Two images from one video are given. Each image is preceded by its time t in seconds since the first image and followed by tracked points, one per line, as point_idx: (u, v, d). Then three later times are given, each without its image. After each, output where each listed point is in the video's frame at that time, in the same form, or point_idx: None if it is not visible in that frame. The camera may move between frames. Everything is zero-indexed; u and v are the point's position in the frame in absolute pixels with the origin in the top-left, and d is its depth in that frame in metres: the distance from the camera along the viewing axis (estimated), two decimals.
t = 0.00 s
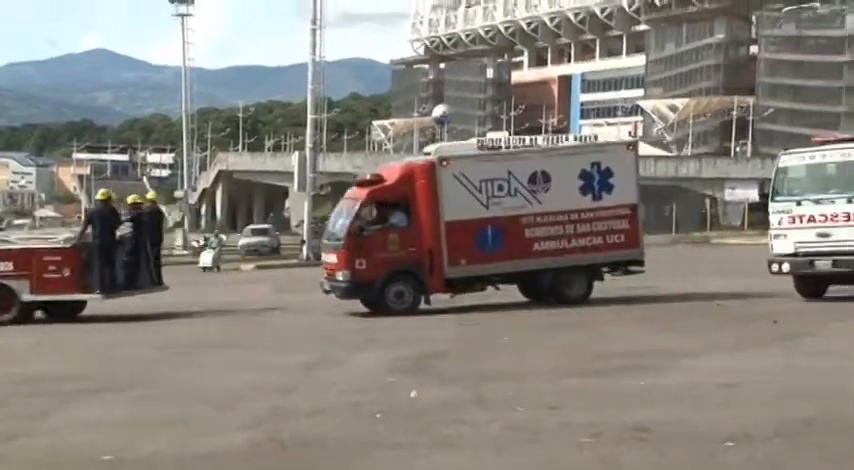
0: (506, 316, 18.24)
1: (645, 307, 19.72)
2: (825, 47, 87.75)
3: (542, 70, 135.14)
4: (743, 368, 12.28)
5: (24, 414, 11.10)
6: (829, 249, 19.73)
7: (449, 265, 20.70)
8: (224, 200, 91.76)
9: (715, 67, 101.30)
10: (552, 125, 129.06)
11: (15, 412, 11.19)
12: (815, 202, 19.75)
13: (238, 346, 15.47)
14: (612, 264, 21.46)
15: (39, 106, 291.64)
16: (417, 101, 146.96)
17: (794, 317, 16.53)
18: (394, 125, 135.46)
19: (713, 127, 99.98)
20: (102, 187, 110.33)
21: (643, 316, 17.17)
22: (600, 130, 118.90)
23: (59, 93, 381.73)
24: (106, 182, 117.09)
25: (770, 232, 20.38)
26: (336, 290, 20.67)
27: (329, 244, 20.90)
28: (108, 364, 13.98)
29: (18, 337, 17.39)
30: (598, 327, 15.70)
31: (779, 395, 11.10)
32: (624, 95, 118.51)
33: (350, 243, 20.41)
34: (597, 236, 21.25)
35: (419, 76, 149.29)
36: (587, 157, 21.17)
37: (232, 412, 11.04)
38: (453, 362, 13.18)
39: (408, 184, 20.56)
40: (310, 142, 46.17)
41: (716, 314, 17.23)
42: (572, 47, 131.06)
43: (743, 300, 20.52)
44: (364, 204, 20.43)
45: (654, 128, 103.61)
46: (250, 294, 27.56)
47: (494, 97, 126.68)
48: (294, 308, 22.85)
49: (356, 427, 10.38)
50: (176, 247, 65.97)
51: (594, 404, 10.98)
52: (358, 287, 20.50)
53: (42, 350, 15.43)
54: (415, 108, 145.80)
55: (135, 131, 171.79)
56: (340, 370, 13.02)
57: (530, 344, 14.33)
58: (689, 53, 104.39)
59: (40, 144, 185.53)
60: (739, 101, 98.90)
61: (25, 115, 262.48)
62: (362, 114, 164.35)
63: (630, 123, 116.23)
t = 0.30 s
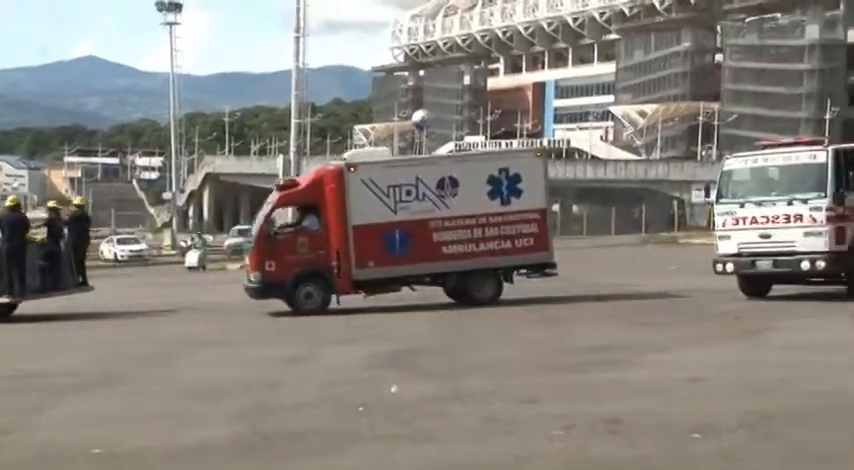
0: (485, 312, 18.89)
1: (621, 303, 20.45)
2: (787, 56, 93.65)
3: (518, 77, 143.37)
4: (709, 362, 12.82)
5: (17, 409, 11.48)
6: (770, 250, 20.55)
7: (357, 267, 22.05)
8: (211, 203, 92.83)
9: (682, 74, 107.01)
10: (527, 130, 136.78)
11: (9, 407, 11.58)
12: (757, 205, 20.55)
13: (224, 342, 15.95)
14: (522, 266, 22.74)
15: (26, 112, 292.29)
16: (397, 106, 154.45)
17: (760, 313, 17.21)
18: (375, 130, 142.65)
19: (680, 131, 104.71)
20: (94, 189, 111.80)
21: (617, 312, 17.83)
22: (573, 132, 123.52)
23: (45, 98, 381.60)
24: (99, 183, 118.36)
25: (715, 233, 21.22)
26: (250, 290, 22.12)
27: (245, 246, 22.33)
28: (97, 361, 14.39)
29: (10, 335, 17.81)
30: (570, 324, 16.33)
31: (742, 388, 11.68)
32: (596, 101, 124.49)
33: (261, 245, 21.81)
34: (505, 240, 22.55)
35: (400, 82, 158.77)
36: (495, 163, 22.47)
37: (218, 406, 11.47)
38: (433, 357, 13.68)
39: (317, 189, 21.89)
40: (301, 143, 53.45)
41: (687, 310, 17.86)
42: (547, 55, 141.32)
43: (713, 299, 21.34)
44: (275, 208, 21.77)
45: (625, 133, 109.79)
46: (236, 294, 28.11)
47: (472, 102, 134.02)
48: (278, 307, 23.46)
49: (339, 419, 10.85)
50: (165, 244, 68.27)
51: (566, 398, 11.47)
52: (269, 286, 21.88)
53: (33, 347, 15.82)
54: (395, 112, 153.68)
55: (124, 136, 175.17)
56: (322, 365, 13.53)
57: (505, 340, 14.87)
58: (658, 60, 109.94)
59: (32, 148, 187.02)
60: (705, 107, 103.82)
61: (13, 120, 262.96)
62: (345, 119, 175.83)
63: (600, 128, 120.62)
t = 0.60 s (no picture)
0: (462, 311, 19.28)
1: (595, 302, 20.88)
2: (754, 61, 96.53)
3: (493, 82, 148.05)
4: (680, 359, 13.19)
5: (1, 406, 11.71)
6: (711, 251, 20.66)
7: (264, 269, 22.58)
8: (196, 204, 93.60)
9: (652, 79, 110.06)
10: (502, 132, 138.78)
11: None
12: (699, 206, 20.64)
13: (208, 339, 16.24)
14: (431, 272, 23.02)
15: (7, 116, 289.81)
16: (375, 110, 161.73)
17: (728, 311, 17.64)
18: (354, 133, 149.02)
19: (652, 133, 107.64)
20: (79, 190, 112.08)
21: (590, 310, 18.25)
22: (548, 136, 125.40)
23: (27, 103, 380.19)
24: (84, 185, 118.42)
25: (659, 233, 21.49)
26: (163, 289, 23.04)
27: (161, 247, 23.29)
28: (82, 359, 14.61)
29: None
30: (546, 321, 16.73)
31: (709, 384, 12.03)
32: (570, 105, 126.44)
33: (172, 246, 22.69)
34: (413, 246, 22.86)
35: (378, 86, 166.04)
36: (404, 170, 22.78)
37: (198, 403, 11.73)
38: (411, 354, 13.99)
39: (227, 193, 22.58)
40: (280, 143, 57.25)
41: (661, 308, 18.22)
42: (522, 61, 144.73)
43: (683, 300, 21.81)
44: (186, 211, 22.63)
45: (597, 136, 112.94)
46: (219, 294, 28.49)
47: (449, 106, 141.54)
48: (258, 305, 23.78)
49: (319, 415, 11.10)
50: (149, 245, 69.28)
51: (542, 394, 11.78)
52: (179, 286, 22.74)
53: (16, 345, 16.03)
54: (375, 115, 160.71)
55: (109, 138, 176.15)
56: (302, 362, 13.82)
57: (481, 337, 15.21)
58: (630, 65, 112.60)
59: (17, 150, 186.75)
60: (675, 111, 106.38)
61: None
62: (324, 123, 182.26)
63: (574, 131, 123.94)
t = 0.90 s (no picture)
0: (438, 309, 19.67)
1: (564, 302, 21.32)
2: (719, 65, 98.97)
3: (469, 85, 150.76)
4: (650, 356, 13.56)
5: None
6: (646, 252, 21.07)
7: (172, 272, 23.58)
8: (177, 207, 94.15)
9: (623, 84, 111.94)
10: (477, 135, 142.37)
11: None
12: (634, 208, 21.06)
13: (191, 338, 16.47)
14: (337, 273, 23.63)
15: None
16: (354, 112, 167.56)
17: (697, 309, 18.09)
18: (332, 135, 153.92)
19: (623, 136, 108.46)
20: (61, 192, 111.88)
21: (565, 308, 18.67)
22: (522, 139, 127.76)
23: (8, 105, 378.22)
24: (65, 187, 118.09)
25: (597, 235, 21.90)
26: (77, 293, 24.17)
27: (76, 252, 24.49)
28: (64, 359, 14.77)
29: None
30: (519, 320, 17.07)
31: (680, 379, 12.38)
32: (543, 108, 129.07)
33: (83, 251, 23.86)
34: (318, 247, 23.49)
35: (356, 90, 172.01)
36: (308, 173, 23.45)
37: (180, 400, 11.95)
38: (387, 353, 14.28)
39: (133, 200, 23.72)
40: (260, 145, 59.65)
41: (632, 307, 18.63)
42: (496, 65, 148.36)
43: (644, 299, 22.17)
44: (95, 218, 23.83)
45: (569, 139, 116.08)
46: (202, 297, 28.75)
47: (425, 109, 147.19)
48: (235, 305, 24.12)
49: (297, 412, 11.38)
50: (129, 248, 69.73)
51: (515, 390, 12.11)
52: (91, 289, 23.85)
53: None
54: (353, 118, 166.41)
55: (90, 140, 176.73)
56: (283, 360, 14.08)
57: (456, 335, 15.55)
58: (602, 69, 115.00)
59: None
60: (645, 114, 108.52)
61: None
62: (303, 126, 190.51)
63: (546, 133, 125.97)
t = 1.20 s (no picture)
0: (413, 307, 20.27)
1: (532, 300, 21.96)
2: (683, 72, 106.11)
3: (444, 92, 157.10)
4: (617, 352, 14.14)
5: None
6: (573, 253, 21.67)
7: (88, 275, 24.64)
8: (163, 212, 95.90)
9: (592, 90, 118.86)
10: (452, 139, 149.49)
11: None
12: (564, 210, 21.69)
13: (172, 336, 16.86)
14: (244, 274, 24.59)
15: None
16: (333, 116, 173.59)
17: (663, 307, 18.77)
18: (312, 140, 158.82)
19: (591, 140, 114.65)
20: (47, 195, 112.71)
21: (537, 305, 19.32)
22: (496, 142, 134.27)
23: None
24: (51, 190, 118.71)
25: (530, 237, 22.53)
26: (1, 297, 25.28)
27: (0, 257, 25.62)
28: (50, 356, 15.15)
29: None
30: (492, 316, 17.65)
31: (645, 373, 12.93)
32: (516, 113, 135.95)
33: (5, 256, 24.97)
34: (225, 249, 24.46)
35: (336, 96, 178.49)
36: (214, 178, 24.38)
37: (166, 396, 12.38)
38: (365, 349, 14.79)
39: (48, 206, 24.74)
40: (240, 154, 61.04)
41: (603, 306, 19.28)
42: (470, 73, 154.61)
43: (578, 299, 22.66)
44: (14, 224, 24.88)
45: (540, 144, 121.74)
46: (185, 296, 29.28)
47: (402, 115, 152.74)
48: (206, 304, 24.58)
49: (279, 406, 11.84)
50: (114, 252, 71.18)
51: (489, 384, 12.62)
52: (13, 293, 24.93)
53: None
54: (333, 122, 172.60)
55: (75, 144, 178.00)
56: (263, 356, 14.53)
57: (430, 332, 16.10)
58: (572, 76, 121.81)
59: None
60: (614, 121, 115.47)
61: None
62: (284, 130, 197.18)
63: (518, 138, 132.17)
